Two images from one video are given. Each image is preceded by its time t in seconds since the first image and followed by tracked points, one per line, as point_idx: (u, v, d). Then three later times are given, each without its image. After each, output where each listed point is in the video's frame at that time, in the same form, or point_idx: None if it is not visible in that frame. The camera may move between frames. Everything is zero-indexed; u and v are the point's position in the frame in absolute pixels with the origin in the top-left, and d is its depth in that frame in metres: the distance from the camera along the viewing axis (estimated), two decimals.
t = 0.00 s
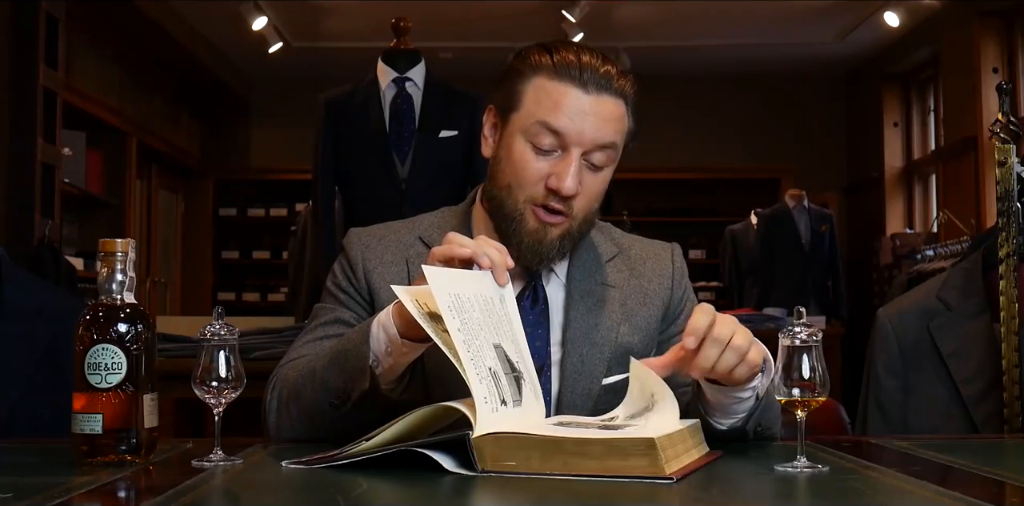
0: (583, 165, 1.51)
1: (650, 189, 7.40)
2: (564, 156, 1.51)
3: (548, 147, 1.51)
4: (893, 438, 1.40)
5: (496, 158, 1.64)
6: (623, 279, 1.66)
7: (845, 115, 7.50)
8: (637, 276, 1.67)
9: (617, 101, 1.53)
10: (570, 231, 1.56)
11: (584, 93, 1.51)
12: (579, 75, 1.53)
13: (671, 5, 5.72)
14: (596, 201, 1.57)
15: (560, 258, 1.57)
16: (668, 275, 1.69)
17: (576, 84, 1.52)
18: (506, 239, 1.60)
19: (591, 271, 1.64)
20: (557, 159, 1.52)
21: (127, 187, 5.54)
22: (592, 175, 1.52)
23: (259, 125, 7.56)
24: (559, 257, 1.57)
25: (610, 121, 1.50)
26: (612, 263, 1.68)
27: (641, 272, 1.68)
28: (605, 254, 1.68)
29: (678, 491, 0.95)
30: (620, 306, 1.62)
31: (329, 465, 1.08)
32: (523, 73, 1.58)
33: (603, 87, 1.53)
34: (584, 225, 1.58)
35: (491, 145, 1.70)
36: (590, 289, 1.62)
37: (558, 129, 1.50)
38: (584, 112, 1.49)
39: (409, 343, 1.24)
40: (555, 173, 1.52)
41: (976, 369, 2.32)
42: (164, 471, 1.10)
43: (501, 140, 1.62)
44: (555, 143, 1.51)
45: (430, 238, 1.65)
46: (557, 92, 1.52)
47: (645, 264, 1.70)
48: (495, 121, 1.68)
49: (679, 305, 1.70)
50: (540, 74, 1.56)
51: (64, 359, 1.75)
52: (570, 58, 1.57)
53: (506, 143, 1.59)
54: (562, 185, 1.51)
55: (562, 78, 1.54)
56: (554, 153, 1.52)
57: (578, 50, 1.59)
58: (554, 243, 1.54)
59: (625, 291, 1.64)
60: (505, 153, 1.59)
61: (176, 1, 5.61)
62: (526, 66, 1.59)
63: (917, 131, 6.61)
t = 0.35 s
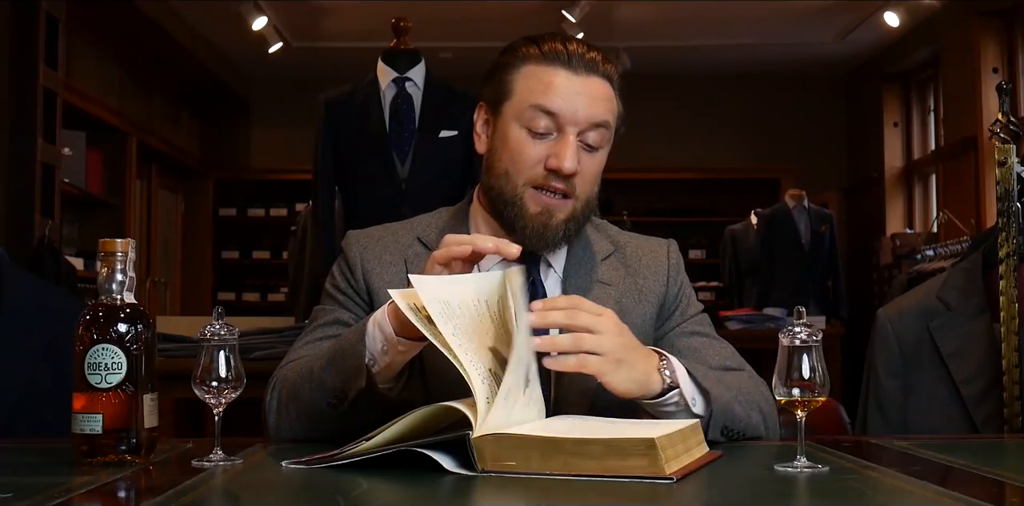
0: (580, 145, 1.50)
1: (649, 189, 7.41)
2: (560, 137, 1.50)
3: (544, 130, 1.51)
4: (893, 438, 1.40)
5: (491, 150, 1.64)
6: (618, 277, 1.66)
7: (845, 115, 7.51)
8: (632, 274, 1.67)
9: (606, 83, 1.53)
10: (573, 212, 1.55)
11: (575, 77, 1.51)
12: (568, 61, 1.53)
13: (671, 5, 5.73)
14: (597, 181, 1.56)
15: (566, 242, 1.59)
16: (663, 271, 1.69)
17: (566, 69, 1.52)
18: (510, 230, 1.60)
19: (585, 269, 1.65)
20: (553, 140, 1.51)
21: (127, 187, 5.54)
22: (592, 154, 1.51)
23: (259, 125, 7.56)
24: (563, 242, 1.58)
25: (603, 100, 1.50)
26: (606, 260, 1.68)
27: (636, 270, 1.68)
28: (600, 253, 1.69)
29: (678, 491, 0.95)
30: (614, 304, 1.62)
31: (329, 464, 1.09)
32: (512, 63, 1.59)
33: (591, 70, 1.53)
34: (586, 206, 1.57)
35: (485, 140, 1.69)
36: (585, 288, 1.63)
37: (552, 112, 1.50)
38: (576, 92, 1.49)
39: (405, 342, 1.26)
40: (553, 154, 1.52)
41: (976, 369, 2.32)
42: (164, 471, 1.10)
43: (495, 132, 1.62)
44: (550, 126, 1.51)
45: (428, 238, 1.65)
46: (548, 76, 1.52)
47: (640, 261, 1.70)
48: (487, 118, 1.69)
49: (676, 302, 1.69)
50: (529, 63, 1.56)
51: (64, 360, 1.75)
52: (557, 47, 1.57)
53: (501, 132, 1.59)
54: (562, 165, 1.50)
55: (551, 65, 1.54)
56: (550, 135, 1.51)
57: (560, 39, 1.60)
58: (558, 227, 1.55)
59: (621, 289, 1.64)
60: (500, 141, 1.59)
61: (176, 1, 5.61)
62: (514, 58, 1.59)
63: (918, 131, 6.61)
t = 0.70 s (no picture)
0: (566, 150, 1.50)
1: (649, 189, 7.41)
2: (546, 142, 1.51)
3: (529, 135, 1.51)
4: (893, 438, 1.40)
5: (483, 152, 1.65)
6: (615, 278, 1.66)
7: (845, 114, 7.51)
8: (629, 275, 1.68)
9: (596, 87, 1.53)
10: (558, 218, 1.56)
11: (565, 81, 1.51)
12: (557, 66, 1.54)
13: (672, 5, 5.73)
14: (584, 187, 1.56)
15: (552, 248, 1.58)
16: (660, 273, 1.69)
17: (555, 74, 1.53)
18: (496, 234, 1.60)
19: (582, 269, 1.65)
20: (539, 146, 1.52)
21: (127, 187, 5.54)
22: (577, 160, 1.51)
23: (259, 125, 7.56)
24: (549, 248, 1.57)
25: (591, 106, 1.50)
26: (602, 260, 1.68)
27: (633, 271, 1.68)
28: (597, 253, 1.69)
29: (677, 491, 0.95)
30: (611, 305, 1.62)
31: (325, 464, 1.09)
32: (503, 68, 1.59)
33: (581, 74, 1.53)
34: (573, 212, 1.57)
35: (478, 141, 1.70)
36: (582, 287, 1.63)
37: (539, 117, 1.50)
38: (563, 98, 1.50)
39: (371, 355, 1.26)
40: (538, 160, 1.52)
41: (976, 369, 2.32)
42: (164, 471, 1.10)
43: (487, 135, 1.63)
44: (537, 132, 1.51)
45: (423, 241, 1.66)
46: (537, 81, 1.53)
47: (637, 262, 1.70)
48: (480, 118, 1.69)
49: (673, 305, 1.69)
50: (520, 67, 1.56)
51: (64, 361, 1.75)
52: (547, 50, 1.57)
53: (490, 135, 1.60)
54: (546, 171, 1.51)
55: (540, 69, 1.54)
56: (536, 141, 1.52)
57: (552, 41, 1.60)
58: (543, 232, 1.54)
59: (617, 290, 1.64)
60: (489, 144, 1.59)
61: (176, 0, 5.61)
62: (506, 61, 1.60)
63: (918, 131, 6.61)
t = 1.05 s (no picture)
0: (534, 150, 1.50)
1: (649, 188, 7.41)
2: (512, 146, 1.51)
3: (495, 141, 1.51)
4: (893, 438, 1.40)
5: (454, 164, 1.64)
6: (606, 275, 1.66)
7: (845, 114, 7.51)
8: (621, 271, 1.67)
9: (553, 83, 1.54)
10: (537, 218, 1.55)
11: (526, 83, 1.52)
12: (512, 68, 1.54)
13: (672, 5, 5.73)
14: (559, 185, 1.56)
15: (532, 250, 1.58)
16: (654, 268, 1.67)
17: (513, 77, 1.53)
18: (480, 243, 1.59)
19: (573, 267, 1.65)
20: (506, 150, 1.52)
21: (127, 187, 5.54)
22: (546, 158, 1.51)
23: (260, 125, 7.56)
24: (530, 249, 1.58)
25: (551, 104, 1.51)
26: (594, 257, 1.68)
27: (625, 267, 1.67)
28: (588, 250, 1.68)
29: (677, 491, 0.95)
30: (604, 303, 1.62)
31: (321, 464, 1.09)
32: (462, 77, 1.59)
33: (538, 71, 1.54)
34: (552, 210, 1.57)
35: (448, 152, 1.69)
36: (574, 286, 1.63)
37: (502, 121, 1.50)
38: (525, 100, 1.51)
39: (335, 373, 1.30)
40: (505, 164, 1.52)
41: (976, 369, 2.32)
42: (164, 471, 1.10)
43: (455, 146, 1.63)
44: (502, 136, 1.51)
45: (412, 243, 1.66)
46: (496, 85, 1.53)
47: (629, 258, 1.69)
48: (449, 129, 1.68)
49: (669, 300, 1.67)
50: (477, 74, 1.56)
51: (64, 361, 1.75)
52: (501, 52, 1.57)
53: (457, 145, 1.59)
54: (514, 175, 1.51)
55: (497, 74, 1.54)
56: (502, 146, 1.51)
57: (506, 41, 1.60)
58: (522, 235, 1.55)
59: (609, 287, 1.64)
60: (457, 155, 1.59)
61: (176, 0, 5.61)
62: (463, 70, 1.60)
63: (918, 131, 6.61)
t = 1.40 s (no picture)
0: (512, 128, 1.53)
1: (649, 188, 7.41)
2: (491, 126, 1.54)
3: (472, 124, 1.54)
4: (893, 438, 1.40)
5: (433, 160, 1.66)
6: (592, 267, 1.65)
7: (845, 114, 7.50)
8: (607, 263, 1.66)
9: (521, 61, 1.57)
10: (525, 194, 1.57)
11: (494, 65, 1.55)
12: (479, 53, 1.57)
13: (672, 5, 5.73)
14: (542, 160, 1.58)
15: (525, 226, 1.60)
16: (639, 261, 1.67)
17: (480, 61, 1.56)
18: (470, 228, 1.60)
19: (558, 260, 1.65)
20: (484, 133, 1.55)
21: (127, 187, 5.54)
22: (526, 135, 1.54)
23: (260, 125, 7.55)
24: (522, 225, 1.59)
25: (521, 81, 1.54)
26: (579, 250, 1.67)
27: (610, 259, 1.67)
28: (573, 243, 1.68)
29: (681, 491, 0.95)
30: (589, 296, 1.62)
31: (318, 466, 1.09)
32: (430, 72, 1.62)
33: (503, 52, 1.57)
34: (538, 186, 1.59)
35: (425, 149, 1.70)
36: (559, 278, 1.62)
37: (476, 104, 1.54)
38: (496, 81, 1.54)
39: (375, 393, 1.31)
40: (486, 145, 1.55)
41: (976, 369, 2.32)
42: (164, 471, 1.10)
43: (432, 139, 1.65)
44: (478, 118, 1.54)
45: (404, 242, 1.67)
46: (466, 71, 1.56)
47: (615, 251, 1.68)
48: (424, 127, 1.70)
49: (657, 293, 1.66)
50: (445, 65, 1.59)
51: (64, 361, 1.75)
52: (464, 40, 1.60)
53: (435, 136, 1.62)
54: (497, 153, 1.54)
55: (466, 60, 1.57)
56: (481, 128, 1.54)
57: (468, 30, 1.62)
58: (513, 211, 1.56)
59: (594, 279, 1.64)
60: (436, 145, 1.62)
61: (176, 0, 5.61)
62: (430, 64, 1.63)
63: (918, 131, 6.61)
